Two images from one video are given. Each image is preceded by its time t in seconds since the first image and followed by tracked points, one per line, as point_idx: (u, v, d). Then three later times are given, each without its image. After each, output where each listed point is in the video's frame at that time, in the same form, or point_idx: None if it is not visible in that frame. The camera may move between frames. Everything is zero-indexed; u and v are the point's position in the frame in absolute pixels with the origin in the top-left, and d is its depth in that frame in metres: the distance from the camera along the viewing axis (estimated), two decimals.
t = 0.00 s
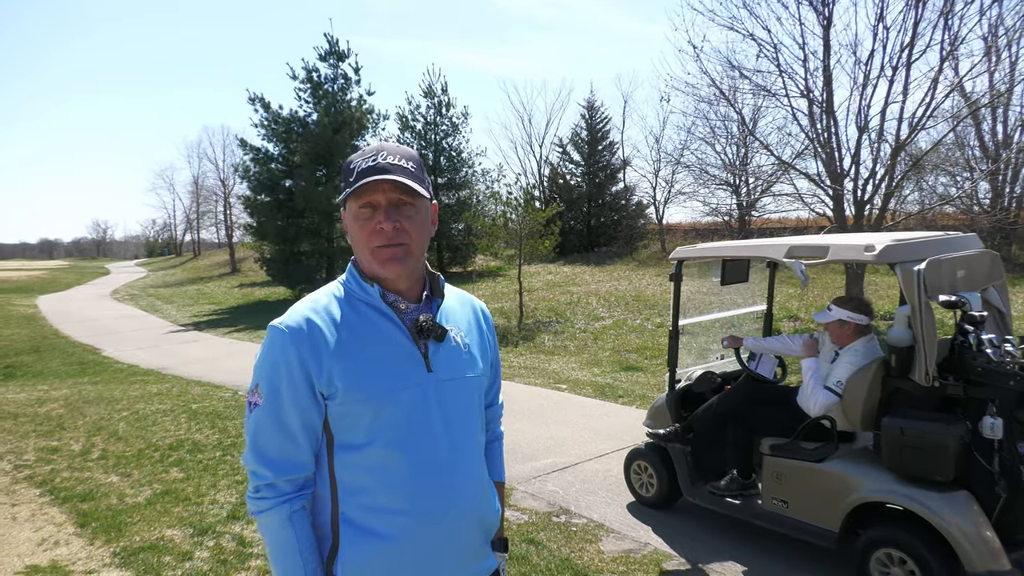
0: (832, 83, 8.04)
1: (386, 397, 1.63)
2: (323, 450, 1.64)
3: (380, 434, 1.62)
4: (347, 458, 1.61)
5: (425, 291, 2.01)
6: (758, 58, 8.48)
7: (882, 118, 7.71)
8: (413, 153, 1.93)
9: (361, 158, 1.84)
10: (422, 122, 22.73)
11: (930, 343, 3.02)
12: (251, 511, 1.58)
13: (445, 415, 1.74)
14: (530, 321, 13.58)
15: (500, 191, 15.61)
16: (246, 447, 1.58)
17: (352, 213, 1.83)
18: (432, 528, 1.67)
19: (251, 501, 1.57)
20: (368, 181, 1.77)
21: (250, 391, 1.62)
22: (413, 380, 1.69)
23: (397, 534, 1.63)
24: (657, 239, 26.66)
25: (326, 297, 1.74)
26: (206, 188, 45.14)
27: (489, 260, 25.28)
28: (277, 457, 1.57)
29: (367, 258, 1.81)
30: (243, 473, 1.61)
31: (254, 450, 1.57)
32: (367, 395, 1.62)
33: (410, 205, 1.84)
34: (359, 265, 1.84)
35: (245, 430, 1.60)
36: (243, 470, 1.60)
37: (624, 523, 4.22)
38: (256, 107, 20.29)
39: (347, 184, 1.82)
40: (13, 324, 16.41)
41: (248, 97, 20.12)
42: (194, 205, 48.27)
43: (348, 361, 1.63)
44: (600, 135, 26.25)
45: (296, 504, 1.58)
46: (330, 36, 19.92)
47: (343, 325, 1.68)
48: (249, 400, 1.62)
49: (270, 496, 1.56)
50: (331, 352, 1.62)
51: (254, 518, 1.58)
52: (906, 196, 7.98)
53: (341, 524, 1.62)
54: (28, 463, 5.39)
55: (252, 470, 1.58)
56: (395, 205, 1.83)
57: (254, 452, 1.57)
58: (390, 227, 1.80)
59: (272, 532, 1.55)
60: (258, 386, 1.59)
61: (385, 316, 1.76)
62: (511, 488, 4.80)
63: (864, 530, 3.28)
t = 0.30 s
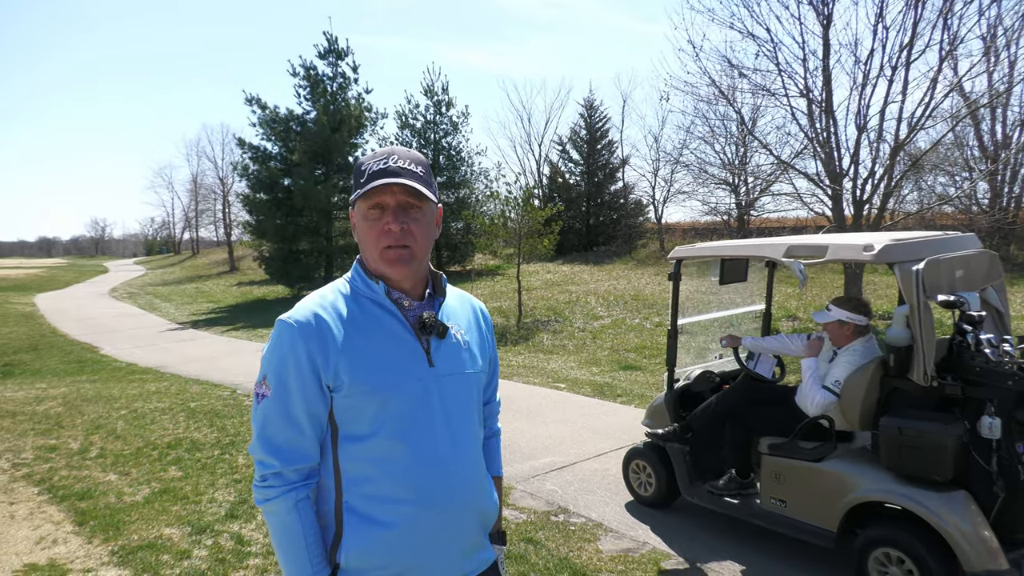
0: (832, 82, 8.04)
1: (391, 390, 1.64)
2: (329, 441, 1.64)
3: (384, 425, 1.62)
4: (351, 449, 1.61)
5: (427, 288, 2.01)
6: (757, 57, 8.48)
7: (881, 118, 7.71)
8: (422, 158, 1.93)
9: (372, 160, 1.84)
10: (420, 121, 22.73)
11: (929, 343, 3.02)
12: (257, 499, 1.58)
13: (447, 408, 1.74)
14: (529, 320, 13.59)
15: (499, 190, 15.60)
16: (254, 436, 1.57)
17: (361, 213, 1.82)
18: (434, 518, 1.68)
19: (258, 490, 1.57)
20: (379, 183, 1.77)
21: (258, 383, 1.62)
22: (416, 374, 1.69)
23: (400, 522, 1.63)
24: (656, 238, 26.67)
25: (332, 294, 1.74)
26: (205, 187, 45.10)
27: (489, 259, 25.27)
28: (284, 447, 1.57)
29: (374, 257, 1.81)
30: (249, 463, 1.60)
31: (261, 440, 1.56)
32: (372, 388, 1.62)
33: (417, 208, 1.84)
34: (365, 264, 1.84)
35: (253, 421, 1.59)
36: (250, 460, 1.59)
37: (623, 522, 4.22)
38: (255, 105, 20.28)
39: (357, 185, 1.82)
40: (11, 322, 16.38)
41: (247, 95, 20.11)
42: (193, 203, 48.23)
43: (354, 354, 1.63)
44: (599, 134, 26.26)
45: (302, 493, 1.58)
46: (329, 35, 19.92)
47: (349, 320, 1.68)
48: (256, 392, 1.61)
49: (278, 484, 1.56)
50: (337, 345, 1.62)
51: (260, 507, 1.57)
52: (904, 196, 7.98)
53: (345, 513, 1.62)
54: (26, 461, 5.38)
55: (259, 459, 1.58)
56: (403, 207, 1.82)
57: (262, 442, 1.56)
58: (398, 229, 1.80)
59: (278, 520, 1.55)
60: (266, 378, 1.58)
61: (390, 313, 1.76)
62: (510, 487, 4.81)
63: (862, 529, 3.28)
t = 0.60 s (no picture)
0: (833, 84, 8.05)
1: (397, 386, 1.64)
2: (337, 437, 1.64)
3: (392, 421, 1.63)
4: (359, 444, 1.61)
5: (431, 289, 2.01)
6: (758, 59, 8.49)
7: (882, 119, 7.72)
8: (432, 163, 1.95)
9: (385, 163, 1.85)
10: (422, 121, 22.74)
11: (930, 344, 3.02)
12: (266, 494, 1.58)
13: (452, 404, 1.75)
14: (530, 321, 13.59)
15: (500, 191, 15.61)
16: (263, 432, 1.57)
17: (371, 213, 1.83)
18: (440, 512, 1.68)
19: (267, 485, 1.57)
20: (392, 186, 1.78)
21: (267, 381, 1.62)
22: (421, 371, 1.70)
23: (407, 517, 1.63)
24: (657, 239, 26.67)
25: (339, 293, 1.74)
26: (206, 187, 45.13)
27: (489, 260, 25.27)
28: (295, 442, 1.57)
29: (382, 258, 1.82)
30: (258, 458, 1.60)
31: (271, 435, 1.56)
32: (379, 384, 1.63)
33: (426, 212, 1.86)
34: (371, 265, 1.85)
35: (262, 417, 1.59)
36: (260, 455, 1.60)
37: (624, 523, 4.23)
38: (256, 106, 20.31)
39: (369, 187, 1.82)
40: (12, 322, 16.39)
41: (249, 96, 20.13)
42: (194, 204, 48.26)
43: (362, 351, 1.64)
44: (600, 135, 26.28)
45: (311, 488, 1.58)
46: (331, 36, 19.95)
47: (356, 319, 1.68)
48: (265, 389, 1.61)
49: (287, 479, 1.56)
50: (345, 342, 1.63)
51: (269, 502, 1.57)
52: (905, 198, 7.98)
53: (353, 508, 1.62)
54: (28, 461, 5.39)
55: (268, 454, 1.58)
56: (413, 210, 1.84)
57: (272, 436, 1.56)
58: (407, 231, 1.82)
59: (288, 515, 1.55)
60: (275, 375, 1.59)
61: (395, 312, 1.77)
62: (511, 488, 4.81)
63: (863, 530, 3.28)
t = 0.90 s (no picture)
0: (831, 84, 8.06)
1: (399, 383, 1.65)
2: (339, 435, 1.63)
3: (394, 418, 1.63)
4: (361, 442, 1.61)
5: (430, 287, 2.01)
6: (757, 59, 8.50)
7: (880, 119, 7.73)
8: (428, 162, 1.94)
9: (381, 163, 1.84)
10: (420, 121, 22.73)
11: (927, 343, 3.03)
12: (269, 494, 1.57)
13: (453, 402, 1.75)
14: (528, 320, 13.60)
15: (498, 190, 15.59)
16: (265, 431, 1.57)
17: (369, 213, 1.83)
18: (442, 509, 1.68)
19: (269, 483, 1.57)
20: (389, 187, 1.77)
21: (268, 380, 1.61)
22: (422, 368, 1.70)
23: (410, 513, 1.63)
24: (655, 239, 26.69)
25: (339, 292, 1.74)
26: (204, 187, 45.04)
27: (487, 259, 25.26)
28: (297, 440, 1.57)
29: (381, 257, 1.82)
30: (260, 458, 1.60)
31: (273, 434, 1.56)
32: (381, 382, 1.63)
33: (424, 210, 1.86)
34: (370, 264, 1.84)
35: (263, 416, 1.59)
36: (262, 455, 1.59)
37: (621, 522, 4.23)
38: (254, 105, 20.28)
39: (367, 188, 1.81)
40: (9, 322, 16.35)
41: (246, 95, 20.10)
42: (191, 203, 48.16)
43: (363, 349, 1.64)
44: (598, 135, 26.30)
45: (313, 486, 1.58)
46: (329, 35, 19.93)
47: (357, 317, 1.68)
48: (266, 388, 1.61)
49: (290, 477, 1.56)
50: (346, 340, 1.63)
51: (271, 501, 1.57)
52: (903, 198, 7.98)
53: (355, 506, 1.62)
54: (25, 461, 5.38)
55: (270, 454, 1.57)
56: (411, 209, 1.84)
57: (275, 436, 1.56)
58: (406, 230, 1.82)
59: (291, 513, 1.55)
60: (276, 373, 1.58)
61: (395, 310, 1.77)
62: (508, 487, 4.80)
63: (861, 530, 3.28)
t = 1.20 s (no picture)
0: (827, 82, 8.08)
1: (394, 382, 1.65)
2: (335, 436, 1.63)
3: (389, 417, 1.63)
4: (357, 442, 1.61)
5: (425, 288, 2.00)
6: (753, 57, 8.51)
7: (876, 117, 7.75)
8: (426, 162, 1.94)
9: (379, 162, 1.83)
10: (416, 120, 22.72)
11: (923, 341, 3.03)
12: (264, 495, 1.57)
13: (449, 401, 1.75)
14: (525, 319, 13.60)
15: (495, 189, 15.58)
16: (260, 433, 1.56)
17: (366, 212, 1.82)
18: (439, 508, 1.68)
19: (265, 485, 1.57)
20: (387, 186, 1.77)
21: (263, 381, 1.61)
22: (417, 367, 1.70)
23: (405, 513, 1.63)
24: (652, 238, 26.72)
25: (333, 292, 1.74)
26: (200, 187, 44.93)
27: (484, 258, 25.27)
28: (293, 441, 1.56)
29: (376, 256, 1.82)
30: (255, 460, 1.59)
31: (268, 435, 1.55)
32: (376, 381, 1.63)
33: (421, 211, 1.86)
34: (365, 263, 1.83)
35: (258, 418, 1.58)
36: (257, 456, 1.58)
37: (619, 520, 4.23)
38: (250, 104, 20.24)
39: (364, 187, 1.81)
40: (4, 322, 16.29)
41: (242, 95, 20.06)
42: (187, 203, 48.04)
43: (357, 349, 1.63)
44: (595, 133, 26.31)
45: (309, 487, 1.58)
46: (325, 34, 19.90)
47: (352, 318, 1.68)
48: (261, 389, 1.60)
49: (285, 479, 1.56)
50: (341, 341, 1.63)
51: (267, 502, 1.56)
52: (899, 196, 8.05)
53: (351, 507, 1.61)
54: (21, 461, 5.36)
55: (265, 455, 1.57)
56: (408, 209, 1.84)
57: (269, 437, 1.55)
58: (402, 229, 1.81)
59: (287, 514, 1.55)
60: (271, 374, 1.58)
61: (390, 310, 1.77)
62: (506, 486, 4.81)
63: (857, 527, 3.29)
